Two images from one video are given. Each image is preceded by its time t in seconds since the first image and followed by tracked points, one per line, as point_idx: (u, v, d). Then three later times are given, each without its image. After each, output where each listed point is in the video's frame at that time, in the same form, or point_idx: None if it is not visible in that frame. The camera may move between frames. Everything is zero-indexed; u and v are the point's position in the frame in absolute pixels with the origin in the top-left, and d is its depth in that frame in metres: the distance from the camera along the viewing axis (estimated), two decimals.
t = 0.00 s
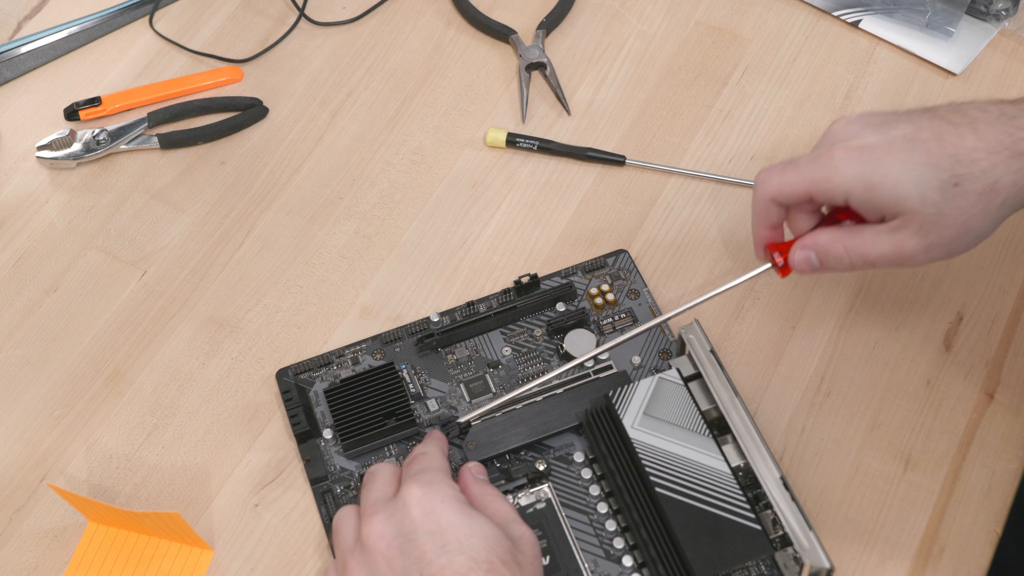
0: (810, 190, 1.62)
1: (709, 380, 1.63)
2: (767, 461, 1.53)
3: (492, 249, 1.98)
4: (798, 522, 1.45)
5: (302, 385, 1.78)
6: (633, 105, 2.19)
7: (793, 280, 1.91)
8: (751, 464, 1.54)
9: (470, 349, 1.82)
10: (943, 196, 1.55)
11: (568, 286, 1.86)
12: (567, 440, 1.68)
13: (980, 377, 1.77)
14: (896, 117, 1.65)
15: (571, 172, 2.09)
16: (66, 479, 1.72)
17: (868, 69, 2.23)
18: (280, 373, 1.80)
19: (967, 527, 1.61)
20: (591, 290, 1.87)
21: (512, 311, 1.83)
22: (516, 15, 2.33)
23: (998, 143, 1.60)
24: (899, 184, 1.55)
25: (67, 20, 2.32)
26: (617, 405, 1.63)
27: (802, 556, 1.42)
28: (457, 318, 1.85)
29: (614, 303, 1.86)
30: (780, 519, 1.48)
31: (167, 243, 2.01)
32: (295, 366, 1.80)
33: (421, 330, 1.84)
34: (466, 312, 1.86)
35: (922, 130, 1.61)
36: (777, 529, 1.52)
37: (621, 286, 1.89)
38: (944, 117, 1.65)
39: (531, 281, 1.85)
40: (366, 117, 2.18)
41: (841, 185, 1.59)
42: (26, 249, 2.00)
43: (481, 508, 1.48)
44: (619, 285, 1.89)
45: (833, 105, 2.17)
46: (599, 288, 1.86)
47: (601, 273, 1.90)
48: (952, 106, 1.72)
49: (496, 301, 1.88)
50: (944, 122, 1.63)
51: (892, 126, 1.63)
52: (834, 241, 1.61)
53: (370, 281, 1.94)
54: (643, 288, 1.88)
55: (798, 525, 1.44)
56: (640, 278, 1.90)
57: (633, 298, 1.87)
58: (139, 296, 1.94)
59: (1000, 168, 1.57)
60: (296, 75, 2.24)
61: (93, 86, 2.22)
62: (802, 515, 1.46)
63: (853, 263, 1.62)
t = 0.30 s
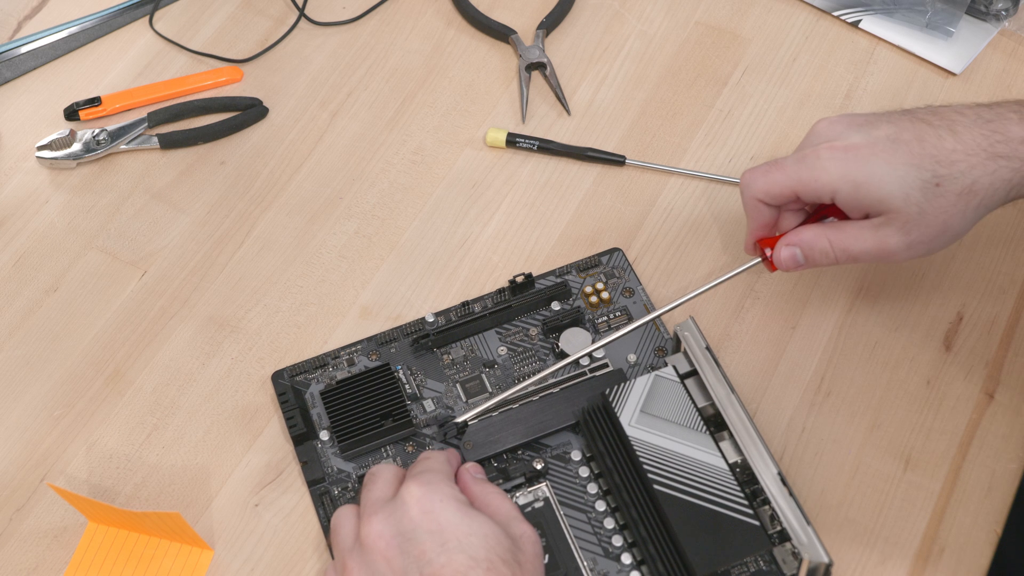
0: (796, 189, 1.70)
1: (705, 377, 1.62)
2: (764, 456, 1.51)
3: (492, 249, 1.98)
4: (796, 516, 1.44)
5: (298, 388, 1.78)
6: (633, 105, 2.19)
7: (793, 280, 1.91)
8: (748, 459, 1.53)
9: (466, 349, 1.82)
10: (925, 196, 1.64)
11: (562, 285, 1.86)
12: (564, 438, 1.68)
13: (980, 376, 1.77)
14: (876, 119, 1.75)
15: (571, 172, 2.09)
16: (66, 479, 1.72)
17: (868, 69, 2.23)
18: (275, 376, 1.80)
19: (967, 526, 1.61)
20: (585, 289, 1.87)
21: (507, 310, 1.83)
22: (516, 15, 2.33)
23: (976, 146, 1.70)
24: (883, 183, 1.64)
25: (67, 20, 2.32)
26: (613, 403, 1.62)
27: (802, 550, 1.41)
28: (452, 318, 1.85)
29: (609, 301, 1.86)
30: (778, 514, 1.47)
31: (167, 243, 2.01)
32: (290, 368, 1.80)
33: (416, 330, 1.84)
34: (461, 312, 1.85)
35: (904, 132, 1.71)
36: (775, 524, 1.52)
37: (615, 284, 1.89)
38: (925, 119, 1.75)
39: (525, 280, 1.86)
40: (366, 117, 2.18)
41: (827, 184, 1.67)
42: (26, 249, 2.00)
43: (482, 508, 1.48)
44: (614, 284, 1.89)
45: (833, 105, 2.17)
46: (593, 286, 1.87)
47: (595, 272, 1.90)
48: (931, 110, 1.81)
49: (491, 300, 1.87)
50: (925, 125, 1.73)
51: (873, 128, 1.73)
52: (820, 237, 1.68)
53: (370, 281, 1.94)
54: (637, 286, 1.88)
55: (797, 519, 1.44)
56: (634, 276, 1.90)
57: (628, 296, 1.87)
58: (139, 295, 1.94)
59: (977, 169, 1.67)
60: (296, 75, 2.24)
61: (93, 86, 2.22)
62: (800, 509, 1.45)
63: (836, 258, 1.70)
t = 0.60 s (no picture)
0: (798, 194, 1.71)
1: (704, 376, 1.62)
2: (763, 455, 1.51)
3: (492, 249, 1.98)
4: (795, 515, 1.44)
5: (297, 388, 1.78)
6: (633, 105, 2.19)
7: (793, 281, 1.91)
8: (746, 457, 1.53)
9: (465, 349, 1.82)
10: (925, 203, 1.67)
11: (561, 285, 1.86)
12: (563, 438, 1.69)
13: (980, 377, 1.77)
14: (876, 127, 1.77)
15: (571, 172, 2.09)
16: (66, 479, 1.72)
17: (868, 69, 2.23)
18: (274, 377, 1.80)
19: (967, 526, 1.61)
20: (583, 289, 1.87)
21: (506, 310, 1.83)
22: (516, 15, 2.33)
23: (973, 154, 1.72)
24: (884, 190, 1.66)
25: (67, 20, 2.31)
26: (613, 402, 1.61)
27: (802, 549, 1.41)
28: (450, 319, 1.85)
29: (607, 301, 1.86)
30: (778, 512, 1.47)
31: (167, 243, 2.01)
32: (289, 369, 1.80)
33: (415, 331, 1.84)
34: (459, 313, 1.85)
35: (903, 140, 1.73)
36: (775, 523, 1.51)
37: (614, 283, 1.89)
38: (923, 129, 1.77)
39: (523, 280, 1.86)
40: (366, 117, 2.18)
41: (829, 190, 1.69)
42: (26, 249, 2.00)
43: (481, 507, 1.48)
44: (612, 283, 1.89)
45: (833, 105, 2.17)
46: (591, 286, 1.87)
47: (593, 272, 1.90)
48: (928, 119, 1.84)
49: (489, 301, 1.88)
50: (923, 134, 1.75)
51: (873, 136, 1.75)
52: (821, 241, 1.69)
53: (370, 281, 1.94)
54: (636, 286, 1.89)
55: (796, 517, 1.43)
56: (632, 276, 1.90)
57: (626, 295, 1.87)
58: (139, 296, 1.94)
59: (975, 177, 1.69)
60: (296, 75, 2.24)
61: (93, 86, 2.22)
62: (799, 508, 1.45)
63: (836, 263, 1.72)
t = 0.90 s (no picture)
0: (801, 201, 1.72)
1: (704, 376, 1.62)
2: (763, 455, 1.51)
3: (492, 249, 1.98)
4: (795, 515, 1.44)
5: (297, 388, 1.78)
6: (633, 105, 2.19)
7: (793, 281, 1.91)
8: (746, 457, 1.53)
9: (464, 349, 1.82)
10: (926, 211, 1.68)
11: (561, 285, 1.87)
12: (564, 438, 1.69)
13: (980, 377, 1.77)
14: (878, 136, 1.79)
15: (571, 172, 2.09)
16: (66, 479, 1.72)
17: (868, 69, 2.23)
18: (274, 377, 1.80)
19: (967, 526, 1.61)
20: (584, 289, 1.87)
21: (506, 310, 1.83)
22: (516, 15, 2.33)
23: (973, 163, 1.73)
24: (887, 198, 1.67)
25: (67, 20, 2.31)
26: (613, 402, 1.61)
27: (801, 549, 1.41)
28: (451, 319, 1.85)
29: (607, 301, 1.86)
30: (777, 512, 1.47)
31: (168, 243, 2.01)
32: (289, 369, 1.80)
33: (415, 331, 1.84)
34: (460, 313, 1.85)
35: (904, 149, 1.75)
36: (775, 523, 1.51)
37: (614, 283, 1.89)
38: (924, 138, 1.78)
39: (523, 281, 1.86)
40: (366, 117, 2.18)
41: (833, 197, 1.69)
42: (26, 249, 2.00)
43: (480, 507, 1.48)
44: (612, 284, 1.89)
45: (833, 105, 2.17)
46: (591, 286, 1.87)
47: (593, 272, 1.91)
48: (928, 127, 1.85)
49: (489, 301, 1.88)
50: (924, 143, 1.76)
51: (876, 145, 1.76)
52: (824, 247, 1.70)
53: (370, 281, 1.94)
54: (635, 286, 1.89)
55: (796, 517, 1.44)
56: (632, 276, 1.90)
57: (626, 296, 1.88)
58: (139, 295, 1.94)
59: (976, 186, 1.70)
60: (296, 75, 2.24)
61: (92, 86, 2.22)
62: (799, 507, 1.45)
63: (838, 269, 1.73)
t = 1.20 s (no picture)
0: (802, 204, 1.72)
1: (704, 376, 1.62)
2: (762, 455, 1.51)
3: (492, 249, 1.98)
4: (795, 514, 1.44)
5: (297, 388, 1.78)
6: (633, 105, 2.19)
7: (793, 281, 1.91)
8: (746, 457, 1.53)
9: (465, 349, 1.82)
10: (926, 214, 1.68)
11: (561, 285, 1.87)
12: (563, 438, 1.69)
13: (980, 377, 1.77)
14: (878, 140, 1.79)
15: (571, 172, 2.09)
16: (66, 479, 1.72)
17: (868, 69, 2.23)
18: (274, 376, 1.80)
19: (967, 526, 1.61)
20: (584, 289, 1.87)
21: (506, 310, 1.83)
22: (517, 15, 2.33)
23: (973, 167, 1.73)
24: (887, 201, 1.68)
25: (67, 20, 2.31)
26: (613, 402, 1.61)
27: (801, 549, 1.41)
28: (451, 319, 1.85)
29: (607, 301, 1.86)
30: (777, 512, 1.47)
31: (168, 243, 2.01)
32: (289, 369, 1.80)
33: (415, 331, 1.84)
34: (460, 313, 1.85)
35: (905, 152, 1.75)
36: (775, 523, 1.51)
37: (614, 284, 1.89)
38: (924, 142, 1.79)
39: (523, 281, 1.86)
40: (366, 117, 2.18)
41: (833, 200, 1.70)
42: (26, 249, 2.00)
43: (480, 507, 1.48)
44: (612, 284, 1.89)
45: (833, 105, 2.17)
46: (591, 286, 1.87)
47: (594, 272, 1.91)
48: (927, 131, 1.85)
49: (489, 301, 1.88)
50: (924, 146, 1.77)
51: (876, 148, 1.77)
52: (824, 249, 1.70)
53: (370, 281, 1.94)
54: (635, 286, 1.89)
55: (796, 517, 1.44)
56: (632, 276, 1.90)
57: (626, 296, 1.88)
58: (139, 296, 1.94)
59: (976, 189, 1.70)
60: (296, 75, 2.24)
61: (92, 86, 2.22)
62: (799, 507, 1.45)
63: (838, 271, 1.73)
